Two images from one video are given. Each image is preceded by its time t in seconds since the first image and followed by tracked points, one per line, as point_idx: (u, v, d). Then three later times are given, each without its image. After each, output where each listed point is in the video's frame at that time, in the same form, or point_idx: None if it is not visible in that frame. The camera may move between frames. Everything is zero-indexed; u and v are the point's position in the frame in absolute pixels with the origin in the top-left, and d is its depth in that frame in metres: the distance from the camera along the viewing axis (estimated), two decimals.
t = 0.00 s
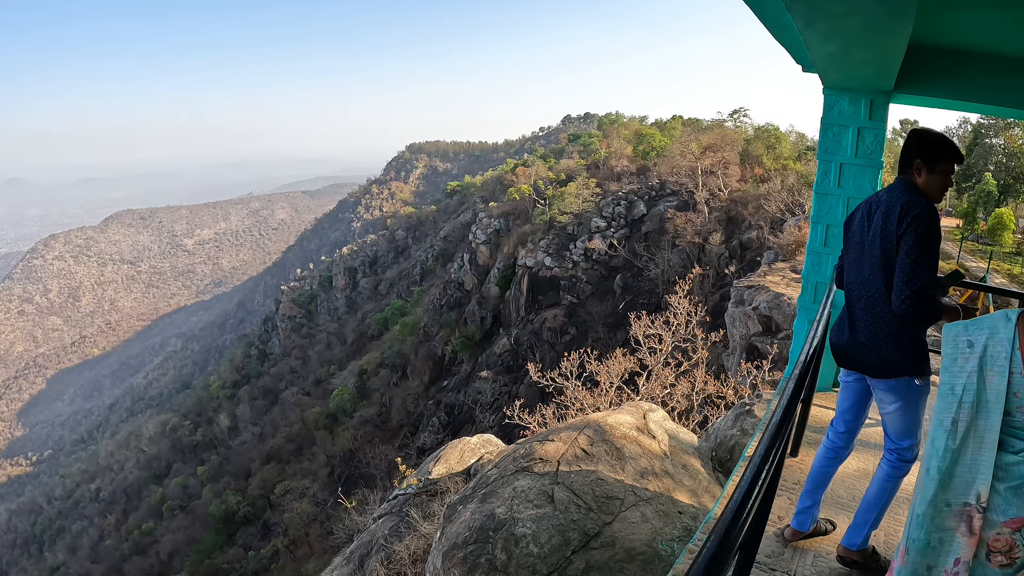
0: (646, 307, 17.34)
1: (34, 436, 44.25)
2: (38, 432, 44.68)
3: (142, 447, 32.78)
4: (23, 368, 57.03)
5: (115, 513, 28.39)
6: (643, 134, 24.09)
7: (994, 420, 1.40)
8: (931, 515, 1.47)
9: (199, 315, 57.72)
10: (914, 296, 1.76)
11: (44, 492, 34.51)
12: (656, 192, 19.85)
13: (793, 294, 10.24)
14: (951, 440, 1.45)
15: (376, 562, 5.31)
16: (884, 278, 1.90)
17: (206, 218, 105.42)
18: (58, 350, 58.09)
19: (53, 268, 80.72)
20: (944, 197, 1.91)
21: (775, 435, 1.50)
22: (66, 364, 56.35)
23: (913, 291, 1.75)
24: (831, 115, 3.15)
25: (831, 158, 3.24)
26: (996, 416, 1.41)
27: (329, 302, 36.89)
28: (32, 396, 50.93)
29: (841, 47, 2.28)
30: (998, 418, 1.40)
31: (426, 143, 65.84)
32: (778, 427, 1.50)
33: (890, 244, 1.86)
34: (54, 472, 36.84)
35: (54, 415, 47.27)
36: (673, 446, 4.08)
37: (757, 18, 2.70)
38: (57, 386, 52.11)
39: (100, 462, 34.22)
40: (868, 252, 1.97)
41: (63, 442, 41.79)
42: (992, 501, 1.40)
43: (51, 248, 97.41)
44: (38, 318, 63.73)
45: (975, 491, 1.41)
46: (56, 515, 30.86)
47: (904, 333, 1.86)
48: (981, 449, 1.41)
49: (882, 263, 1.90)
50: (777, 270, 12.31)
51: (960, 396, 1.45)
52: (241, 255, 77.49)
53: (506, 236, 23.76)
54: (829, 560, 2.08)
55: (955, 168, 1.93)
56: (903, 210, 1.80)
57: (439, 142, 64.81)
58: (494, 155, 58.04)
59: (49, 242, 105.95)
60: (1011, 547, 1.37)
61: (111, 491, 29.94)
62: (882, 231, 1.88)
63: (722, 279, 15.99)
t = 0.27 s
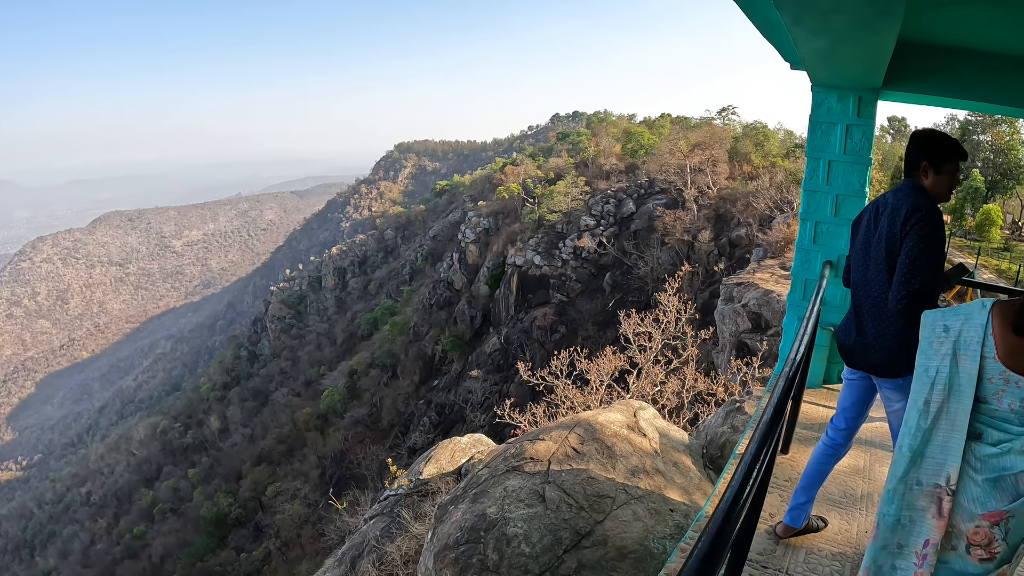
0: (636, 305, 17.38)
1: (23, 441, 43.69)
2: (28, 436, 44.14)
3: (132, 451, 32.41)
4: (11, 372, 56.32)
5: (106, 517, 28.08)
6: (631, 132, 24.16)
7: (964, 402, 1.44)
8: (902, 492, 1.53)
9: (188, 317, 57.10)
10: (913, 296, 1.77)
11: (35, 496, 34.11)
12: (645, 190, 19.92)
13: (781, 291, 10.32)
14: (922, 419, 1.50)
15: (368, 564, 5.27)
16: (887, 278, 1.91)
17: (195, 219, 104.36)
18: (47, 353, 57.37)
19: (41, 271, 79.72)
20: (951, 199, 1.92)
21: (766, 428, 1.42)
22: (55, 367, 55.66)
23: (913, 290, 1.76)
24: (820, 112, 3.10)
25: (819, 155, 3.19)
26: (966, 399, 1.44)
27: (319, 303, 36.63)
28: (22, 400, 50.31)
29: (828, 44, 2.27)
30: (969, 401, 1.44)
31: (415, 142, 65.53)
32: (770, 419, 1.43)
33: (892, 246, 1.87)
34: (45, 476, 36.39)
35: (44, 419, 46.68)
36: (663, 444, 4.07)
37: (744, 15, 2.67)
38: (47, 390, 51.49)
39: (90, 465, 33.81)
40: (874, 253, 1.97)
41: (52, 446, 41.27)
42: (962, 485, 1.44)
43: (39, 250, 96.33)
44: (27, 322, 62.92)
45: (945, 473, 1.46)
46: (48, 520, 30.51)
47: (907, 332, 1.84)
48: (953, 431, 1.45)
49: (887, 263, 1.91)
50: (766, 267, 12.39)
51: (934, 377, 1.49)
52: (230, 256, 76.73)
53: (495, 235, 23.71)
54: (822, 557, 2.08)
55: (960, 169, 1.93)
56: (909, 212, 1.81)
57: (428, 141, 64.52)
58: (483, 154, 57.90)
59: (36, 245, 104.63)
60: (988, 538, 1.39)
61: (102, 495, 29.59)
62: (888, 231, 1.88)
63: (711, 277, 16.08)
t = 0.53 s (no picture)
0: (625, 302, 17.40)
1: (12, 446, 43.04)
2: (17, 442, 43.50)
3: (122, 454, 31.97)
4: None
5: (97, 521, 27.72)
6: (619, 130, 24.21)
7: (943, 387, 1.41)
8: (877, 467, 1.52)
9: (176, 319, 56.40)
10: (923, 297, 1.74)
11: (25, 501, 33.61)
12: (633, 188, 19.98)
13: (770, 287, 10.38)
14: (900, 401, 1.47)
15: (359, 566, 5.22)
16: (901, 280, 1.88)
17: (183, 221, 103.22)
18: (35, 357, 56.49)
19: (27, 274, 78.51)
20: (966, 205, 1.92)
21: (752, 426, 1.38)
22: (43, 371, 54.84)
23: (924, 290, 1.74)
24: (807, 109, 3.00)
25: (806, 152, 3.08)
26: (945, 384, 1.42)
27: (308, 304, 36.33)
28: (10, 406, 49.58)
29: (817, 41, 2.26)
30: (948, 387, 1.41)
31: (403, 142, 65.19)
32: (758, 418, 1.38)
33: (908, 248, 1.85)
34: (35, 482, 35.93)
35: (32, 424, 45.98)
36: (653, 441, 4.05)
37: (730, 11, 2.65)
38: (35, 395, 50.76)
39: (80, 469, 33.38)
40: (890, 254, 1.96)
41: (41, 451, 40.65)
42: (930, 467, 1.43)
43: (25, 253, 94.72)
44: (13, 326, 61.91)
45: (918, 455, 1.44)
46: (39, 525, 30.09)
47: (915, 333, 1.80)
48: (931, 416, 1.42)
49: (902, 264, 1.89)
50: (754, 264, 12.46)
51: (912, 361, 1.47)
52: (218, 257, 75.90)
53: (483, 235, 23.65)
54: (811, 553, 2.07)
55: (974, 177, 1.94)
56: (926, 216, 1.80)
57: (416, 141, 64.22)
58: (471, 153, 57.73)
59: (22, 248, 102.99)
60: (962, 534, 1.35)
61: (91, 500, 29.16)
62: (905, 233, 1.87)
63: (700, 274, 16.16)
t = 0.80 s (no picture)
0: (615, 301, 17.45)
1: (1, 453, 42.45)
2: (6, 448, 42.89)
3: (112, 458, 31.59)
4: None
5: (88, 526, 27.38)
6: (608, 129, 24.26)
7: (934, 375, 1.40)
8: (865, 449, 1.48)
9: (165, 321, 55.77)
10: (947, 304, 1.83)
11: (15, 508, 33.18)
12: (622, 187, 20.03)
13: (759, 285, 10.44)
14: (892, 387, 1.46)
15: (349, 567, 5.15)
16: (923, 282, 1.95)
17: (171, 223, 102.26)
18: (23, 362, 55.71)
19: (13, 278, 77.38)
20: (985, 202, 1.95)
21: (739, 424, 1.36)
22: (31, 376, 54.09)
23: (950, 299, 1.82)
24: (793, 106, 2.97)
25: (793, 148, 3.04)
26: (937, 374, 1.41)
27: (297, 305, 36.05)
28: None
29: (803, 35, 2.22)
30: (942, 374, 1.40)
31: (391, 142, 64.89)
32: (748, 416, 1.36)
33: (932, 253, 1.90)
34: (25, 488, 35.44)
35: (21, 429, 45.33)
36: (644, 439, 4.04)
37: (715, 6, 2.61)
38: (25, 400, 50.14)
39: (71, 474, 32.98)
40: (914, 256, 1.98)
41: (31, 456, 40.11)
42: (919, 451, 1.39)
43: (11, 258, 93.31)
44: None
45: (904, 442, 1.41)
46: (30, 531, 29.73)
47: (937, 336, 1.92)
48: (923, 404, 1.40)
49: (929, 267, 1.92)
50: (743, 261, 12.53)
51: (906, 349, 1.45)
52: (207, 259, 75.13)
53: (472, 235, 23.60)
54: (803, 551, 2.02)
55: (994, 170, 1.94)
56: (954, 222, 1.83)
57: (405, 141, 63.96)
58: (460, 153, 57.55)
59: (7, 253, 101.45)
60: (954, 528, 1.29)
61: (83, 504, 28.82)
62: (932, 236, 1.90)
63: (689, 272, 16.21)
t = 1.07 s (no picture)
0: (602, 300, 17.47)
1: None
2: None
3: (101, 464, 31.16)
4: None
5: (78, 533, 26.99)
6: (595, 128, 24.32)
7: (938, 373, 1.39)
8: (861, 437, 1.51)
9: (153, 325, 55.06)
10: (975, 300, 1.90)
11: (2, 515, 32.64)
12: (609, 185, 20.08)
13: (746, 282, 10.50)
14: (895, 380, 1.46)
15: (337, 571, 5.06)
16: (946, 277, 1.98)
17: (158, 227, 101.09)
18: (9, 368, 54.83)
19: None
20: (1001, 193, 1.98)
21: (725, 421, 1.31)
22: (17, 382, 53.25)
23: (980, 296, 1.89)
24: (778, 103, 2.95)
25: (777, 146, 3.01)
26: (943, 371, 1.40)
27: (285, 307, 35.71)
28: None
29: (786, 33, 2.17)
30: (946, 374, 1.40)
31: (378, 142, 64.56)
32: (733, 414, 1.30)
33: (955, 249, 1.95)
34: (13, 495, 34.90)
35: (8, 436, 44.60)
36: (632, 438, 4.01)
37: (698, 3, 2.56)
38: (12, 407, 49.41)
39: (60, 480, 32.51)
40: (935, 254, 2.02)
41: (18, 463, 39.49)
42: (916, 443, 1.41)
43: None
44: None
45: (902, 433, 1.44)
46: (19, 538, 29.29)
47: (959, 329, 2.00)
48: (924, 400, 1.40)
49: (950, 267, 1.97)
50: (731, 259, 12.61)
51: (913, 344, 1.44)
52: (194, 262, 74.31)
53: (460, 235, 23.53)
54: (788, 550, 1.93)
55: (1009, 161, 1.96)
56: (979, 221, 1.87)
57: (392, 141, 63.66)
58: (447, 153, 57.36)
59: None
60: (955, 522, 1.32)
61: (72, 511, 28.36)
62: (953, 239, 1.95)
63: (677, 270, 16.24)
